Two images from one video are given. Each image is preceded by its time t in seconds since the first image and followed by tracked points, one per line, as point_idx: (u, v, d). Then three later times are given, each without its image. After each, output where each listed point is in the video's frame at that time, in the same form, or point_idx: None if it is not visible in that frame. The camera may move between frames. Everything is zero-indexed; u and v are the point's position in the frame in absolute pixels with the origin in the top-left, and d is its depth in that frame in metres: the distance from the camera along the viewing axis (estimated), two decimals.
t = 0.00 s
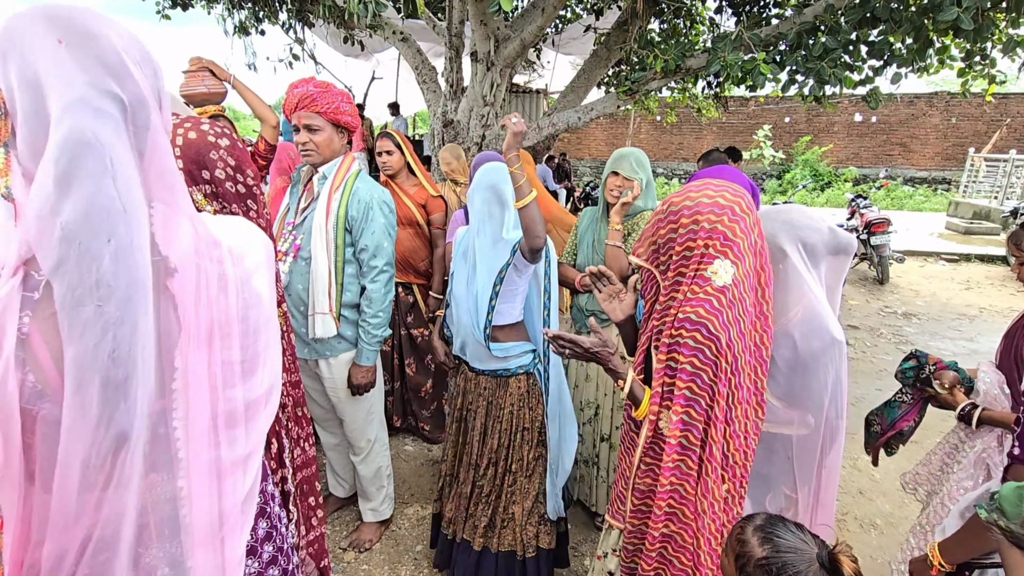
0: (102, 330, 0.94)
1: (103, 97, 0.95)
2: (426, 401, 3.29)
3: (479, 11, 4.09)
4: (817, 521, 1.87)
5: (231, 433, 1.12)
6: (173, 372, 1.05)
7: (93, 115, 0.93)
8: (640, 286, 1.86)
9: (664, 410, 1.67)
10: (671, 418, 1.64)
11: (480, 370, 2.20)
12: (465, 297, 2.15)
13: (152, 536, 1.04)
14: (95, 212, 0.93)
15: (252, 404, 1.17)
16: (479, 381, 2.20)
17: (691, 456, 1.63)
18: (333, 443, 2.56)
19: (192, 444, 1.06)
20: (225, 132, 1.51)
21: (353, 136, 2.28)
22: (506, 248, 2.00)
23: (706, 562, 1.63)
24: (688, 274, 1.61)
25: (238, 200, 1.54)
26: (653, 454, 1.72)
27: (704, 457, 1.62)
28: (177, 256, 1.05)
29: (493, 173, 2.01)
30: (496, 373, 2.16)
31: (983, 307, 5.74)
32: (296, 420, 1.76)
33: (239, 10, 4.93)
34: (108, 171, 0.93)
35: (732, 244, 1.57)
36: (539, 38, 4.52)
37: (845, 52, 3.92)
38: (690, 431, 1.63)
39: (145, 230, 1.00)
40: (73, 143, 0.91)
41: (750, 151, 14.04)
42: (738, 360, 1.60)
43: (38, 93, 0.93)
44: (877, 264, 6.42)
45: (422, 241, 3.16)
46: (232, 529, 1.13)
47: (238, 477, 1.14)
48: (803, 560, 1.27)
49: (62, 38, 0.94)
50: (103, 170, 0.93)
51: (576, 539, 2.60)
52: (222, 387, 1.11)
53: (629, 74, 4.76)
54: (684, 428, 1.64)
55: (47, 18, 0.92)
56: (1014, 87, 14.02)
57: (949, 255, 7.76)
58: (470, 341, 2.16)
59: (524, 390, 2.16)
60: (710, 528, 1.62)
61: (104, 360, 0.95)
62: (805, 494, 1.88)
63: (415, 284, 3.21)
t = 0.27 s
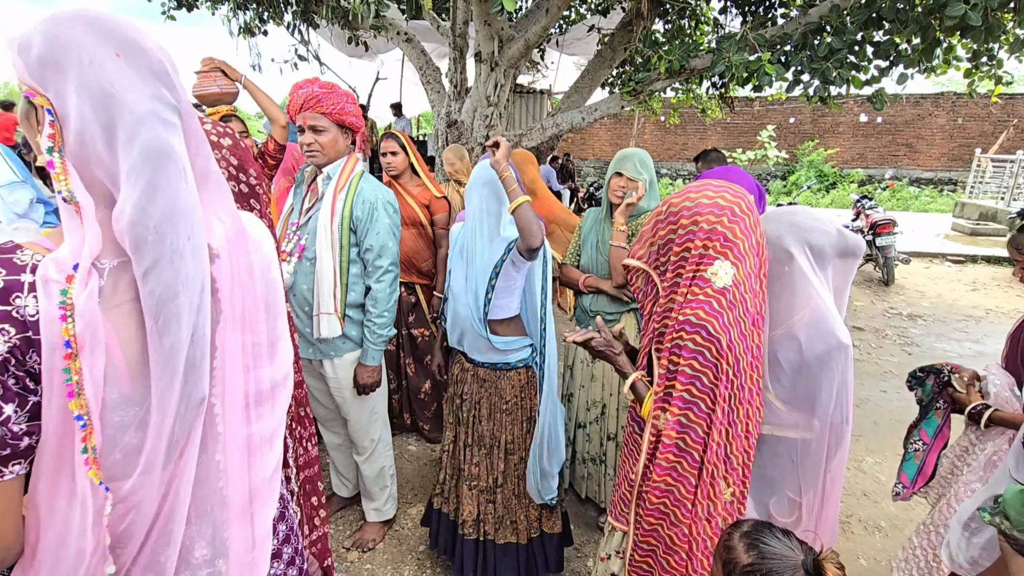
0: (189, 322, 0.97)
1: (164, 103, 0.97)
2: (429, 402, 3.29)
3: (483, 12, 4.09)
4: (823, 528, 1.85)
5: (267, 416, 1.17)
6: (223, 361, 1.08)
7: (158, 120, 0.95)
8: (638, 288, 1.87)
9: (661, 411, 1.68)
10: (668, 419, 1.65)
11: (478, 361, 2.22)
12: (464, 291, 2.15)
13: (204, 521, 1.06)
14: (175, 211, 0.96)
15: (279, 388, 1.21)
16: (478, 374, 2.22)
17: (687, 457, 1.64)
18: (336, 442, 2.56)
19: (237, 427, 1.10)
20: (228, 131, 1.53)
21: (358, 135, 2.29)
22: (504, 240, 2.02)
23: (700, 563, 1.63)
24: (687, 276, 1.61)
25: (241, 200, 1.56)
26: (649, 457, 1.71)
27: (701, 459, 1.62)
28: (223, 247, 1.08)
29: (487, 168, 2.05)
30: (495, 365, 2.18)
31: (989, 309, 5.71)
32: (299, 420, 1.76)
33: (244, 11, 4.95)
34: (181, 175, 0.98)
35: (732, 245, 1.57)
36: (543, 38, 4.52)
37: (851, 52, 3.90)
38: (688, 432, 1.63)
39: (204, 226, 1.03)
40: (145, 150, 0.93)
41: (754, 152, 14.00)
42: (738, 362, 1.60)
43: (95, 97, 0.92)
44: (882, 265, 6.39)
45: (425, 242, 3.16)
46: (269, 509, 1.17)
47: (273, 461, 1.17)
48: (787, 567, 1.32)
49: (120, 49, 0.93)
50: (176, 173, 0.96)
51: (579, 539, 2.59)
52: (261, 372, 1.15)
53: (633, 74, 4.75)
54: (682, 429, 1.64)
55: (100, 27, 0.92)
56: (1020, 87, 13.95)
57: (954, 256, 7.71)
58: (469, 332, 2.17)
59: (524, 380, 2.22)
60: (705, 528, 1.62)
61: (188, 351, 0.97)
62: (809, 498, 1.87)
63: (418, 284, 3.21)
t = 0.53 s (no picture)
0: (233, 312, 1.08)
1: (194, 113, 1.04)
2: (432, 402, 3.30)
3: (488, 12, 4.09)
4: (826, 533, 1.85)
5: (282, 396, 1.30)
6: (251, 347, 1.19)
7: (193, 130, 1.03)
8: (642, 290, 1.86)
9: (666, 413, 1.67)
10: (674, 422, 1.64)
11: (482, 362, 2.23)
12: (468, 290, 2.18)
13: (242, 494, 1.17)
14: (212, 212, 1.06)
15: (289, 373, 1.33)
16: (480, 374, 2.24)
17: (692, 459, 1.63)
18: (339, 442, 2.56)
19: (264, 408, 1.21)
20: (232, 131, 1.54)
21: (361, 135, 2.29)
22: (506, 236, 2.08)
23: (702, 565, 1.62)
24: (689, 276, 1.61)
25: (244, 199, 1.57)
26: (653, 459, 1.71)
27: (706, 461, 1.61)
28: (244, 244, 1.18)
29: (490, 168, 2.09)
30: (499, 366, 2.20)
31: (996, 311, 5.67)
32: (303, 419, 1.77)
33: (250, 12, 4.97)
34: (211, 179, 1.06)
35: (734, 245, 1.57)
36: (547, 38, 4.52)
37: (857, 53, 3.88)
38: (694, 434, 1.62)
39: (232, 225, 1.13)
40: (186, 158, 1.02)
41: (760, 152, 13.95)
42: (743, 363, 1.59)
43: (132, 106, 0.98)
44: (888, 266, 6.35)
45: (429, 242, 3.17)
46: (288, 484, 1.30)
47: (290, 438, 1.30)
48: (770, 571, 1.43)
49: (151, 60, 0.99)
50: (209, 179, 1.06)
51: (581, 540, 2.57)
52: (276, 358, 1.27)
53: (637, 75, 4.75)
54: (687, 431, 1.63)
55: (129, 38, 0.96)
56: None
57: (961, 257, 7.66)
58: (472, 331, 2.19)
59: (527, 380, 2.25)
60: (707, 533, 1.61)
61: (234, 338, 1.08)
62: (813, 500, 1.87)
63: (421, 284, 3.22)
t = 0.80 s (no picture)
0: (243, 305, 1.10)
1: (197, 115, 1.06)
2: (435, 402, 3.30)
3: (492, 12, 4.09)
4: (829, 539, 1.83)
5: (289, 388, 1.32)
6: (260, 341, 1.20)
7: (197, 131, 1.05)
8: (643, 293, 1.85)
9: (668, 416, 1.66)
10: (677, 425, 1.64)
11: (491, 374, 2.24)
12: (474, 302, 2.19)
13: (258, 481, 1.19)
14: (217, 212, 1.08)
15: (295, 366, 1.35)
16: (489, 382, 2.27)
17: (695, 463, 1.62)
18: (340, 442, 2.56)
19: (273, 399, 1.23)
20: (234, 131, 1.55)
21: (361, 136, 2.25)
22: (508, 246, 2.08)
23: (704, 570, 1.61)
24: (692, 278, 1.60)
25: (245, 199, 1.59)
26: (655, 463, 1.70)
27: (709, 465, 1.61)
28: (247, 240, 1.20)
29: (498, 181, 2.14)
30: (509, 379, 2.22)
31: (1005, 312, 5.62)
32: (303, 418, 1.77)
33: (256, 12, 4.99)
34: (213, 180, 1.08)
35: (739, 246, 1.55)
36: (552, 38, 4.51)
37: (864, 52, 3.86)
38: (697, 438, 1.62)
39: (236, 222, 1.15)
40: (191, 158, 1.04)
41: (766, 152, 13.88)
42: (748, 367, 1.58)
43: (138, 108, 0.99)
44: (894, 267, 6.31)
45: (431, 242, 3.17)
46: (298, 470, 1.32)
47: (296, 426, 1.33)
48: None
49: (156, 63, 1.01)
50: (214, 178, 1.08)
51: (582, 542, 2.56)
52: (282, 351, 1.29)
53: (642, 74, 4.73)
54: (690, 435, 1.63)
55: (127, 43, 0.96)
56: None
57: (969, 258, 7.60)
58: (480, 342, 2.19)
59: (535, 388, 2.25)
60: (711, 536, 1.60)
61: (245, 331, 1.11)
62: (817, 505, 1.85)
63: (424, 284, 3.22)
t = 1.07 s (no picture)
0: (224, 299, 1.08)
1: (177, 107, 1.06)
2: (437, 400, 3.31)
3: (497, 10, 4.09)
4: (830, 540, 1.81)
5: (279, 381, 1.29)
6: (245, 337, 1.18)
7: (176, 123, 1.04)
8: (647, 289, 1.83)
9: (668, 413, 1.65)
10: (677, 422, 1.62)
11: (494, 370, 2.18)
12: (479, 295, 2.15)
13: (245, 476, 1.17)
14: (200, 205, 1.07)
15: (285, 361, 1.32)
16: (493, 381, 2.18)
17: (696, 461, 1.60)
18: (341, 439, 2.57)
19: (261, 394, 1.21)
20: (237, 128, 1.53)
21: (356, 131, 2.22)
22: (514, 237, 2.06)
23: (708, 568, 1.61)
24: (694, 273, 1.59)
25: (248, 195, 1.55)
26: (657, 461, 1.68)
27: (709, 462, 1.59)
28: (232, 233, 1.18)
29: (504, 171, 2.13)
30: (513, 374, 2.15)
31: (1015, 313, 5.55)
32: (304, 415, 1.78)
33: (262, 12, 5.02)
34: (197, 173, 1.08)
35: (741, 241, 1.54)
36: (557, 36, 4.50)
37: (872, 50, 3.83)
38: (698, 436, 1.60)
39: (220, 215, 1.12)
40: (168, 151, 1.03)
41: (774, 151, 13.78)
42: (750, 364, 1.57)
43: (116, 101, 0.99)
44: (903, 267, 6.25)
45: (435, 240, 3.17)
46: (288, 462, 1.30)
47: (287, 419, 1.31)
48: None
49: (135, 55, 1.00)
50: (195, 171, 1.07)
51: (584, 540, 2.57)
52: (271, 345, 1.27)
53: (648, 73, 4.72)
54: (690, 433, 1.61)
55: (113, 39, 0.98)
56: None
57: (980, 258, 7.51)
58: (484, 337, 2.14)
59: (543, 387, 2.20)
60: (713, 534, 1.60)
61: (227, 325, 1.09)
62: (816, 503, 1.85)
63: (427, 282, 3.22)
